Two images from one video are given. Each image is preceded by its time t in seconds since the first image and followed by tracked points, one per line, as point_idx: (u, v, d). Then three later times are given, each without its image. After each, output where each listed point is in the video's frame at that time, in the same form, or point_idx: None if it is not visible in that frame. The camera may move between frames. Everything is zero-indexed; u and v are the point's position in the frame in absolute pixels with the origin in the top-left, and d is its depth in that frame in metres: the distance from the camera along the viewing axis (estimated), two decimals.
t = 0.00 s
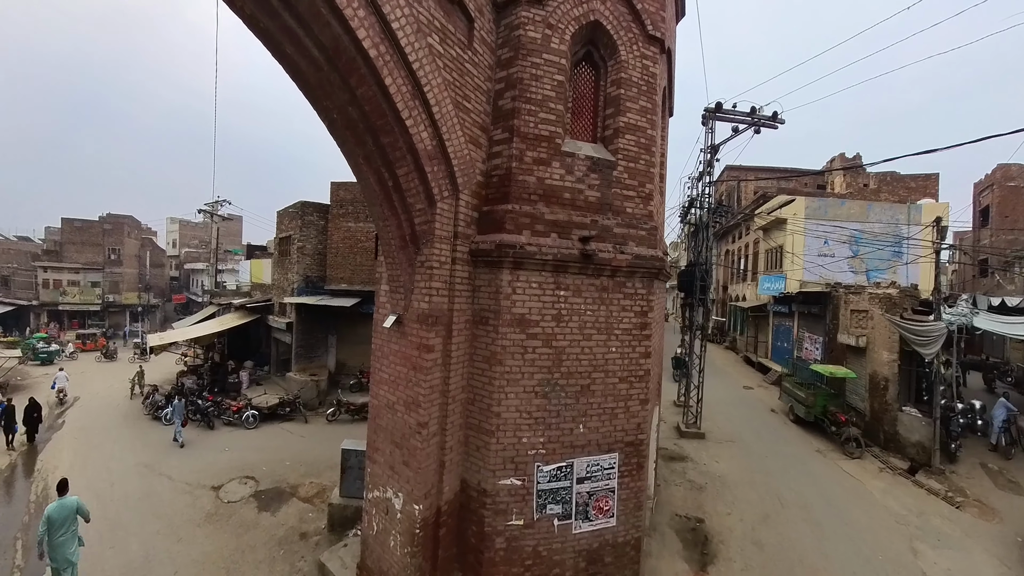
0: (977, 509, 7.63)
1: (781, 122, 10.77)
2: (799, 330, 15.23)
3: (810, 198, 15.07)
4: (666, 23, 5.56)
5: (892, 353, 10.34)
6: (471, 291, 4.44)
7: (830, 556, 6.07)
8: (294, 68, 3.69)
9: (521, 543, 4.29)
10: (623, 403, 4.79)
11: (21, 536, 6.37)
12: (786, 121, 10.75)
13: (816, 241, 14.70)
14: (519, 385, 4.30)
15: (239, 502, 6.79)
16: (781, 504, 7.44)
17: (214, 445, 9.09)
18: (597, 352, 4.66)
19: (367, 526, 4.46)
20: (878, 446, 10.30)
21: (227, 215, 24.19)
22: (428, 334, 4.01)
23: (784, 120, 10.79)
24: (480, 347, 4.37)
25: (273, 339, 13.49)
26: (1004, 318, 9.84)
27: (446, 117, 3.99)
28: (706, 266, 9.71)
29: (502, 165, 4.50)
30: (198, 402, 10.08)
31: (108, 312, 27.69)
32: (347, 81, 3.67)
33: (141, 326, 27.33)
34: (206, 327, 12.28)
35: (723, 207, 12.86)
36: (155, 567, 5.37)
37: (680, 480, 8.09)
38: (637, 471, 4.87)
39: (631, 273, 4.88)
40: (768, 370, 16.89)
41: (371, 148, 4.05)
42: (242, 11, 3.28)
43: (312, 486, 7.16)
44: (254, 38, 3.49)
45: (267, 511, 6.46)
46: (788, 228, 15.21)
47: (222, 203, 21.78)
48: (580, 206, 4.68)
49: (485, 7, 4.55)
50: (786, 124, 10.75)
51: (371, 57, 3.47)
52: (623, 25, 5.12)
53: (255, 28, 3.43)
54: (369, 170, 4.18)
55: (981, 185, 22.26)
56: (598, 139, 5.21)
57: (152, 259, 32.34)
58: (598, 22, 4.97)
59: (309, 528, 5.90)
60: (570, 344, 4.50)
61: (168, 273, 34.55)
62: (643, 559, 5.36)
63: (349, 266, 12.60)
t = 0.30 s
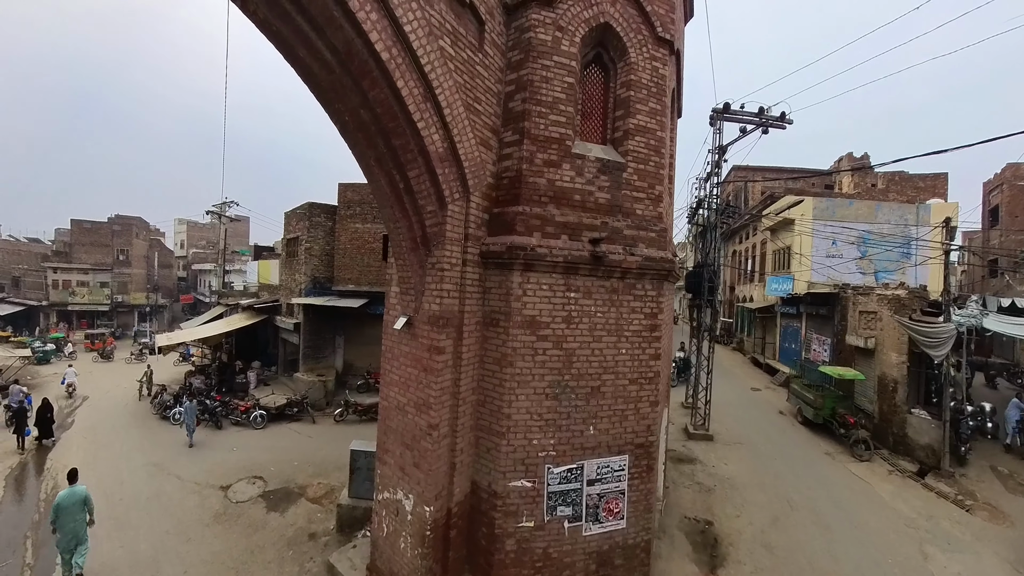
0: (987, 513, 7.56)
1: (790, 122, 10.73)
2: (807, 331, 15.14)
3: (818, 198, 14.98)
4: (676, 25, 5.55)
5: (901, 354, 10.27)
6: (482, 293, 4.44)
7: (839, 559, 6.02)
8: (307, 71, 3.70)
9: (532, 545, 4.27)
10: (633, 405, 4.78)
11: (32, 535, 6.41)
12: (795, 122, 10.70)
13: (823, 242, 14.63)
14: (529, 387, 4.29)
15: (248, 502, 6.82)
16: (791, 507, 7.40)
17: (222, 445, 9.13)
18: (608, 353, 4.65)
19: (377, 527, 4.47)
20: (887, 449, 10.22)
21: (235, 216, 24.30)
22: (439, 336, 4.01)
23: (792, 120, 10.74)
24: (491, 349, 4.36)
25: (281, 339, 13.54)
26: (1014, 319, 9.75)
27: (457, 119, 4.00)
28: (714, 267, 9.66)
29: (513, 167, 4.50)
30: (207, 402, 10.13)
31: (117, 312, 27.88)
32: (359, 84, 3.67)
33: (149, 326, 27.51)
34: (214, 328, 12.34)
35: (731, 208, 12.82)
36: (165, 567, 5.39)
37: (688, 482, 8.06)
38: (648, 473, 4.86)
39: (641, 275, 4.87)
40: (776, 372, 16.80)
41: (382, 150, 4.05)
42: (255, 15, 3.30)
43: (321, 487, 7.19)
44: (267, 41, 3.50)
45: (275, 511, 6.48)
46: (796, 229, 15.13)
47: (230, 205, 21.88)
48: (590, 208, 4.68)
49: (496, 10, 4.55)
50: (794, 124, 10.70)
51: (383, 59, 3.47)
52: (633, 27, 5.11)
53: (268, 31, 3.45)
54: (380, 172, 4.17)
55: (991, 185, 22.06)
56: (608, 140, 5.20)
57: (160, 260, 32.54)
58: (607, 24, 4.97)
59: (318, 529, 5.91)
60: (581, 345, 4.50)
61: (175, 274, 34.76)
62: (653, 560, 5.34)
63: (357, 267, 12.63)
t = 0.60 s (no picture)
0: (998, 516, 7.48)
1: (798, 123, 10.68)
2: (815, 333, 15.05)
3: (826, 199, 14.89)
4: (686, 27, 5.53)
5: (910, 356, 10.19)
6: (493, 295, 4.44)
7: (850, 563, 5.98)
8: (321, 75, 3.72)
9: (543, 547, 4.27)
10: (644, 407, 4.77)
11: (43, 534, 6.46)
12: (803, 122, 10.65)
13: (832, 242, 14.52)
14: (541, 389, 4.29)
15: (257, 502, 6.85)
16: (800, 509, 7.35)
17: (231, 445, 9.17)
18: (619, 356, 4.65)
19: (388, 529, 4.48)
20: (897, 452, 10.15)
21: (243, 217, 24.43)
22: (451, 338, 4.01)
23: (801, 120, 10.69)
24: (502, 351, 4.36)
25: (289, 340, 13.59)
26: None
27: (469, 122, 4.00)
28: (723, 268, 9.62)
29: (524, 170, 4.50)
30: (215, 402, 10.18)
31: (125, 313, 28.08)
32: (373, 87, 3.68)
33: (158, 326, 27.68)
34: (222, 328, 12.40)
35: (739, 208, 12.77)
36: (175, 567, 5.41)
37: (698, 484, 8.02)
38: (658, 475, 4.85)
39: (651, 277, 4.87)
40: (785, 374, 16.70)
41: (395, 153, 4.05)
42: (270, 19, 3.32)
43: (329, 487, 7.21)
44: (281, 46, 3.52)
45: (285, 511, 6.51)
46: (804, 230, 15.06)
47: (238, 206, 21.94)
48: (600, 210, 4.67)
49: (507, 13, 4.56)
50: (803, 125, 10.65)
51: (397, 63, 3.48)
52: (643, 29, 5.10)
53: (282, 35, 3.46)
54: (392, 175, 4.17)
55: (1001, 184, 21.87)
56: (618, 143, 5.19)
57: (169, 261, 32.74)
58: (618, 27, 4.96)
59: (327, 530, 5.92)
60: (591, 348, 4.49)
61: (184, 274, 34.97)
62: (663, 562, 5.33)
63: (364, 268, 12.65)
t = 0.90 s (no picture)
0: (1010, 520, 7.40)
1: (807, 123, 10.63)
2: (824, 334, 14.97)
3: (835, 200, 14.81)
4: (697, 30, 5.53)
5: (920, 358, 10.11)
6: (505, 298, 4.44)
7: (861, 566, 5.93)
8: (335, 79, 3.73)
9: (555, 550, 4.26)
10: (655, 409, 4.76)
11: (54, 533, 6.51)
12: (812, 123, 10.60)
13: (841, 243, 14.47)
14: (553, 391, 4.28)
15: (267, 502, 6.88)
16: (810, 512, 7.31)
17: (240, 445, 9.21)
18: (630, 358, 4.64)
19: (400, 531, 4.48)
20: (907, 455, 10.06)
21: (252, 218, 24.57)
22: (464, 341, 4.01)
23: (809, 121, 10.64)
24: (515, 353, 4.36)
25: (297, 340, 13.66)
26: None
27: (482, 125, 4.01)
28: (732, 270, 9.59)
29: (536, 172, 4.51)
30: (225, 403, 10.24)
31: (135, 313, 28.31)
32: (387, 91, 3.69)
33: (167, 326, 27.87)
34: (231, 329, 12.47)
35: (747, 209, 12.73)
36: (186, 567, 5.44)
37: (707, 487, 7.99)
38: (670, 477, 4.84)
39: (662, 280, 4.87)
40: (793, 375, 16.62)
41: (408, 156, 4.06)
42: (286, 24, 3.34)
43: (339, 488, 7.22)
44: (295, 50, 3.55)
45: (294, 512, 6.53)
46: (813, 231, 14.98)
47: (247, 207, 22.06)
48: (612, 213, 4.67)
49: (519, 17, 4.57)
50: (812, 125, 10.60)
51: (411, 67, 3.50)
52: (654, 32, 5.10)
53: (297, 39, 3.48)
54: (406, 177, 4.17)
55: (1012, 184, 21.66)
56: (629, 145, 5.18)
57: (178, 261, 32.97)
58: (629, 31, 4.96)
59: (337, 531, 5.93)
60: (603, 350, 4.49)
61: (192, 275, 35.20)
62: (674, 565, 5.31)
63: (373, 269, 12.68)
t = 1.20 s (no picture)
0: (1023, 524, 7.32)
1: (817, 124, 10.58)
2: (834, 336, 14.88)
3: (844, 200, 14.72)
4: (707, 32, 5.52)
5: (931, 360, 10.02)
6: (517, 301, 4.45)
7: (872, 570, 5.89)
8: (349, 84, 3.76)
9: (568, 552, 4.26)
10: (667, 412, 4.76)
11: (66, 531, 6.58)
12: (822, 123, 10.55)
13: (850, 244, 14.41)
14: (565, 394, 4.28)
15: (278, 503, 6.92)
16: (820, 515, 7.27)
17: (251, 445, 9.28)
18: (642, 360, 4.63)
19: (412, 533, 4.50)
20: (918, 458, 9.98)
21: (261, 219, 24.72)
22: (477, 343, 4.02)
23: (819, 121, 10.59)
24: (527, 356, 4.37)
25: (307, 341, 13.72)
26: None
27: (495, 129, 4.03)
28: (741, 271, 9.56)
29: (548, 175, 4.52)
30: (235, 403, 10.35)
31: (145, 313, 28.56)
32: (401, 95, 3.71)
33: (176, 326, 28.08)
34: (240, 330, 12.55)
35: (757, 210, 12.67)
36: (198, 567, 5.49)
37: (717, 489, 7.96)
38: (681, 480, 4.83)
39: (674, 282, 4.87)
40: (803, 377, 16.51)
41: (422, 159, 4.07)
42: (301, 30, 3.38)
43: (349, 489, 7.25)
44: (311, 56, 3.57)
45: (305, 512, 6.56)
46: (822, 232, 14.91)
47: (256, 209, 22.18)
48: (624, 215, 4.68)
49: (531, 21, 4.59)
50: (821, 125, 10.55)
51: (426, 71, 3.52)
52: (665, 35, 5.10)
53: (312, 45, 3.51)
54: (419, 181, 4.19)
55: None
56: (641, 148, 5.18)
57: (187, 263, 33.24)
58: (640, 34, 4.97)
59: (348, 532, 5.95)
60: (615, 352, 4.49)
61: (202, 276, 35.47)
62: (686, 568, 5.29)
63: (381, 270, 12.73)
